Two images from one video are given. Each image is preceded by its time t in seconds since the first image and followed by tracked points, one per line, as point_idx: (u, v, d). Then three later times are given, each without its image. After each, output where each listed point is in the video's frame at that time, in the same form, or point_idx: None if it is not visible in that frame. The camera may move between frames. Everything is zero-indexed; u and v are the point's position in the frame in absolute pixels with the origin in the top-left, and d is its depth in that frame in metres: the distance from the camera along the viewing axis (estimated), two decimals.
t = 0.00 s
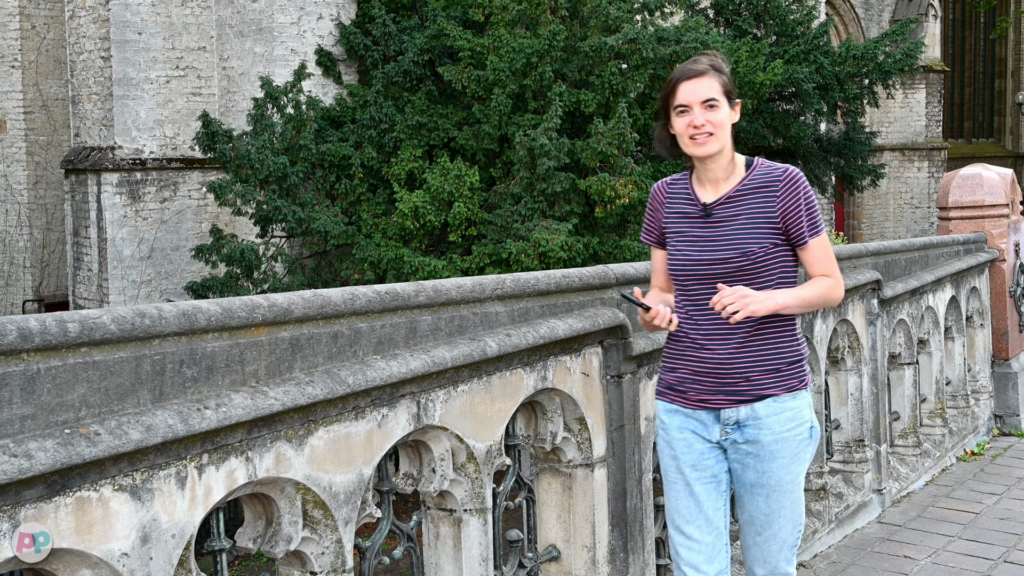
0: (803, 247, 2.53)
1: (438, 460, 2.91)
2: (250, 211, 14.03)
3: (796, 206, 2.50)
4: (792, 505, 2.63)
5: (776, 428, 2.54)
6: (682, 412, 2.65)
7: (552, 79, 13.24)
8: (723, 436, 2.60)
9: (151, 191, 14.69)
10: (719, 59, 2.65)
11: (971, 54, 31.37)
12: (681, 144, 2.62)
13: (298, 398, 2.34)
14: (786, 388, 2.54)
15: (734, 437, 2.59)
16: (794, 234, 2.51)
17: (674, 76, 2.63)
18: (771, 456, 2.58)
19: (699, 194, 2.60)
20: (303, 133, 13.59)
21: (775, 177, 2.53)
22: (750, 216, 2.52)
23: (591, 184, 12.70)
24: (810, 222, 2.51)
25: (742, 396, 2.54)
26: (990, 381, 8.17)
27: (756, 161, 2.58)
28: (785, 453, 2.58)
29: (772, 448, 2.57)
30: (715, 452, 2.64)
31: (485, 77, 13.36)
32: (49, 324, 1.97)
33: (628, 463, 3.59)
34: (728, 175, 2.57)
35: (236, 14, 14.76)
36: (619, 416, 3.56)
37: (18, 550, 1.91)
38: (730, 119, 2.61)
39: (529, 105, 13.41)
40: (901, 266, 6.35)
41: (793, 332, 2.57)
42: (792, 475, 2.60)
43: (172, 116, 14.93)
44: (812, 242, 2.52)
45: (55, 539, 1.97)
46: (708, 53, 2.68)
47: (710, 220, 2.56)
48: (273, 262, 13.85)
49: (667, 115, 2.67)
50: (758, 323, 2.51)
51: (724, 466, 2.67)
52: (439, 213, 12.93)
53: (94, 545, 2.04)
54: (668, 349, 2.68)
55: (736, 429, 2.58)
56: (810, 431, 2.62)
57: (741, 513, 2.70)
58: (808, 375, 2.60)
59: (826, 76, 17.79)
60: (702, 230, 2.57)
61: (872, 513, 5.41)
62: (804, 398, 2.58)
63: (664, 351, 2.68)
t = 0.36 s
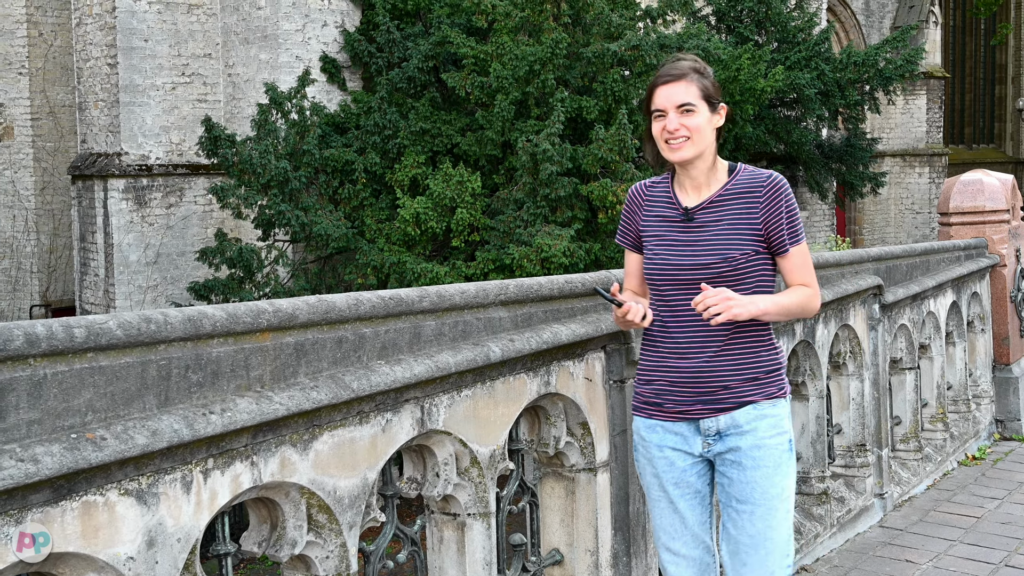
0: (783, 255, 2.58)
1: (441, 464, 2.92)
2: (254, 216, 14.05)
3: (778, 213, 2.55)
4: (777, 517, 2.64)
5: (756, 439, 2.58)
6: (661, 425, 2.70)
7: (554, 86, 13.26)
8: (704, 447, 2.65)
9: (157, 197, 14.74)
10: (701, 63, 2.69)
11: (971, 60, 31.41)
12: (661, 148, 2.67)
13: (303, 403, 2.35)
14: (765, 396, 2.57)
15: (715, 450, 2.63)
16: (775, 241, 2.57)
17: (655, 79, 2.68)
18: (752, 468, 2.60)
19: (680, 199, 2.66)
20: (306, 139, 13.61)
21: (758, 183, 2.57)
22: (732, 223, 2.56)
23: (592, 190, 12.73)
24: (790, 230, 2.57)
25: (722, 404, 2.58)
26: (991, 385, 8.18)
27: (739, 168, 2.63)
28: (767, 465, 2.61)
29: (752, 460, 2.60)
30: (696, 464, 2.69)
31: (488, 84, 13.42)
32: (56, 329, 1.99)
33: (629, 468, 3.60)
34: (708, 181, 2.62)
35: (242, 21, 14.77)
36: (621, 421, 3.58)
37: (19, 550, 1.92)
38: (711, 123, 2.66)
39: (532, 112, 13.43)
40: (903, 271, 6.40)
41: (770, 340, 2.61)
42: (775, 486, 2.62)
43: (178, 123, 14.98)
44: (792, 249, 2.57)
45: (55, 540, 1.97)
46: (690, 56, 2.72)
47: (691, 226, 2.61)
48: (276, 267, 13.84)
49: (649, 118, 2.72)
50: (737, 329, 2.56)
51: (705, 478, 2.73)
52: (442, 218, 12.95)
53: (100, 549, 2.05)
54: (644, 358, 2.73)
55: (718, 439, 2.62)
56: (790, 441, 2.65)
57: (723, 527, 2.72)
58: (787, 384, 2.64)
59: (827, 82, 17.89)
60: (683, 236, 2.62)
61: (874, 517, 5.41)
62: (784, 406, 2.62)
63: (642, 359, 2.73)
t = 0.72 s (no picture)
0: (774, 267, 2.61)
1: (448, 470, 2.94)
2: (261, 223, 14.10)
3: (769, 225, 2.58)
4: (754, 522, 2.59)
5: (737, 443, 2.58)
6: (651, 439, 2.73)
7: (561, 94, 13.28)
8: (693, 458, 2.66)
9: (166, 204, 14.76)
10: (691, 74, 2.70)
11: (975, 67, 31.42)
12: (654, 160, 2.68)
13: (311, 409, 2.36)
14: (751, 404, 2.59)
15: (701, 458, 2.64)
16: (766, 253, 2.59)
17: (645, 90, 2.68)
18: (732, 471, 2.59)
19: (672, 210, 2.68)
20: (314, 146, 13.70)
21: (748, 195, 2.60)
22: (721, 234, 2.59)
23: (599, 198, 12.76)
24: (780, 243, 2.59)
25: (708, 414, 2.60)
26: (996, 392, 8.17)
27: (730, 178, 2.66)
28: (749, 469, 2.59)
29: (732, 463, 2.58)
30: (684, 476, 2.70)
31: (495, 92, 13.46)
32: (66, 336, 2.01)
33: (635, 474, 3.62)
34: (702, 191, 2.65)
35: (250, 30, 14.82)
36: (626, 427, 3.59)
37: (17, 550, 1.91)
38: (702, 134, 2.67)
39: (538, 119, 13.46)
40: (908, 278, 6.42)
41: (763, 351, 2.65)
42: (754, 491, 2.59)
43: (187, 131, 15.02)
44: (782, 262, 2.60)
45: (54, 540, 1.97)
46: (679, 66, 2.72)
47: (680, 236, 2.63)
48: (284, 273, 13.85)
49: (639, 129, 2.73)
50: (723, 339, 2.60)
51: (693, 492, 2.72)
52: (449, 225, 12.97)
53: (110, 554, 2.07)
54: (635, 371, 2.78)
55: (705, 448, 2.63)
56: (778, 453, 2.64)
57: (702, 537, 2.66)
58: (778, 396, 2.66)
59: (831, 89, 17.96)
60: (673, 247, 2.65)
61: (878, 523, 5.41)
62: (774, 415, 2.63)
63: (634, 372, 2.76)
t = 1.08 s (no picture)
0: (770, 280, 2.50)
1: (455, 475, 2.95)
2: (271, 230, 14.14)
3: (764, 238, 2.48)
4: (739, 547, 2.45)
5: (728, 462, 2.46)
6: (643, 456, 2.60)
7: (568, 102, 13.31)
8: (685, 477, 2.53)
9: (176, 212, 14.84)
10: (682, 88, 2.60)
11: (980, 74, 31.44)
12: (646, 178, 2.58)
13: (319, 414, 2.38)
14: (745, 423, 2.47)
15: (694, 477, 2.52)
16: (761, 267, 2.48)
17: (636, 106, 2.59)
18: (721, 492, 2.46)
19: (664, 225, 2.58)
20: (322, 153, 13.80)
21: (742, 207, 2.50)
22: (714, 247, 2.48)
23: (607, 205, 12.80)
24: (774, 257, 2.48)
25: (699, 432, 2.49)
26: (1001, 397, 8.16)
27: (723, 190, 2.55)
28: (737, 490, 2.46)
29: (723, 483, 2.46)
30: (676, 494, 2.57)
31: (502, 99, 13.42)
32: (76, 341, 2.03)
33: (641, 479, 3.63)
34: (693, 207, 2.54)
35: (259, 39, 14.88)
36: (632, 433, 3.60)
37: (18, 550, 1.92)
38: (695, 149, 2.57)
39: (546, 126, 13.48)
40: (913, 284, 6.43)
41: (758, 369, 2.53)
42: (741, 513, 2.46)
43: (196, 138, 15.07)
44: (778, 276, 2.49)
45: (54, 541, 1.98)
46: (670, 81, 2.63)
47: (673, 251, 2.53)
48: (295, 280, 13.88)
49: (631, 146, 2.63)
50: (717, 354, 2.48)
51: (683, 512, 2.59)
52: (457, 232, 13.00)
53: (119, 558, 2.08)
54: (625, 391, 2.65)
55: (697, 467, 2.51)
56: (771, 475, 2.51)
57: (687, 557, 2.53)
58: (773, 415, 2.54)
59: (836, 96, 17.97)
60: (665, 262, 2.54)
61: (884, 529, 5.40)
62: (767, 435, 2.50)
63: (624, 391, 2.64)
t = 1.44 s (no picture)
0: (765, 281, 2.39)
1: (465, 479, 2.98)
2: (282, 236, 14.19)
3: (756, 237, 2.37)
4: (735, 559, 2.39)
5: (724, 473, 2.38)
6: (639, 463, 2.51)
7: (577, 108, 13.32)
8: (682, 486, 2.45)
9: (188, 217, 14.88)
10: (672, 76, 2.50)
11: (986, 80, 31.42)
12: (634, 168, 2.47)
13: (329, 417, 2.40)
14: (741, 430, 2.38)
15: (690, 485, 2.44)
16: (755, 268, 2.37)
17: (623, 92, 2.49)
18: (718, 504, 2.39)
19: (653, 223, 2.47)
20: (333, 160, 13.84)
21: (734, 205, 2.39)
22: (705, 247, 2.38)
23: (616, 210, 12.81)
24: (767, 258, 2.37)
25: (694, 440, 2.40)
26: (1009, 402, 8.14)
27: (714, 186, 2.44)
28: (733, 501, 2.39)
29: (720, 494, 2.39)
30: (672, 503, 2.50)
31: (511, 105, 13.59)
32: (88, 345, 2.06)
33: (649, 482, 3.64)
34: (683, 201, 2.43)
35: (270, 45, 14.94)
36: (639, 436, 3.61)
37: (18, 550, 1.92)
38: (685, 140, 2.47)
39: (555, 132, 13.50)
40: (920, 289, 6.44)
41: (755, 372, 2.43)
42: (737, 526, 2.39)
43: (208, 144, 15.16)
44: (771, 276, 2.38)
45: (64, 542, 1.99)
46: (660, 70, 2.53)
47: (662, 251, 2.42)
48: (306, 285, 13.91)
49: (618, 136, 2.52)
50: (712, 360, 2.38)
51: (681, 521, 2.52)
52: (467, 237, 13.03)
53: (131, 560, 2.10)
54: (619, 396, 2.56)
55: (694, 475, 2.43)
56: (769, 483, 2.42)
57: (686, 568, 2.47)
58: (771, 420, 2.44)
59: (844, 102, 17.96)
60: (655, 263, 2.43)
61: (891, 532, 5.40)
62: (766, 441, 2.41)
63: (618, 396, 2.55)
